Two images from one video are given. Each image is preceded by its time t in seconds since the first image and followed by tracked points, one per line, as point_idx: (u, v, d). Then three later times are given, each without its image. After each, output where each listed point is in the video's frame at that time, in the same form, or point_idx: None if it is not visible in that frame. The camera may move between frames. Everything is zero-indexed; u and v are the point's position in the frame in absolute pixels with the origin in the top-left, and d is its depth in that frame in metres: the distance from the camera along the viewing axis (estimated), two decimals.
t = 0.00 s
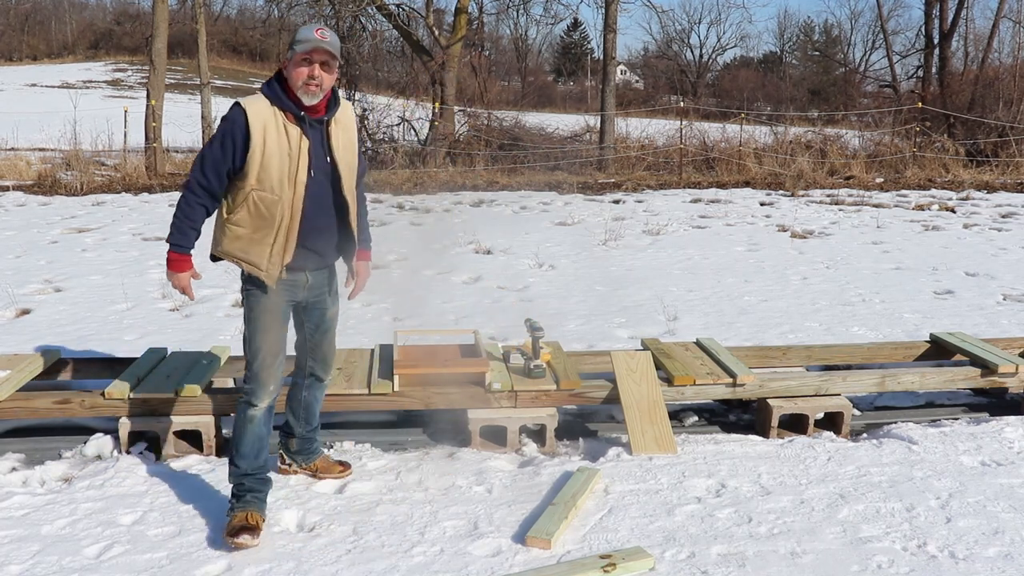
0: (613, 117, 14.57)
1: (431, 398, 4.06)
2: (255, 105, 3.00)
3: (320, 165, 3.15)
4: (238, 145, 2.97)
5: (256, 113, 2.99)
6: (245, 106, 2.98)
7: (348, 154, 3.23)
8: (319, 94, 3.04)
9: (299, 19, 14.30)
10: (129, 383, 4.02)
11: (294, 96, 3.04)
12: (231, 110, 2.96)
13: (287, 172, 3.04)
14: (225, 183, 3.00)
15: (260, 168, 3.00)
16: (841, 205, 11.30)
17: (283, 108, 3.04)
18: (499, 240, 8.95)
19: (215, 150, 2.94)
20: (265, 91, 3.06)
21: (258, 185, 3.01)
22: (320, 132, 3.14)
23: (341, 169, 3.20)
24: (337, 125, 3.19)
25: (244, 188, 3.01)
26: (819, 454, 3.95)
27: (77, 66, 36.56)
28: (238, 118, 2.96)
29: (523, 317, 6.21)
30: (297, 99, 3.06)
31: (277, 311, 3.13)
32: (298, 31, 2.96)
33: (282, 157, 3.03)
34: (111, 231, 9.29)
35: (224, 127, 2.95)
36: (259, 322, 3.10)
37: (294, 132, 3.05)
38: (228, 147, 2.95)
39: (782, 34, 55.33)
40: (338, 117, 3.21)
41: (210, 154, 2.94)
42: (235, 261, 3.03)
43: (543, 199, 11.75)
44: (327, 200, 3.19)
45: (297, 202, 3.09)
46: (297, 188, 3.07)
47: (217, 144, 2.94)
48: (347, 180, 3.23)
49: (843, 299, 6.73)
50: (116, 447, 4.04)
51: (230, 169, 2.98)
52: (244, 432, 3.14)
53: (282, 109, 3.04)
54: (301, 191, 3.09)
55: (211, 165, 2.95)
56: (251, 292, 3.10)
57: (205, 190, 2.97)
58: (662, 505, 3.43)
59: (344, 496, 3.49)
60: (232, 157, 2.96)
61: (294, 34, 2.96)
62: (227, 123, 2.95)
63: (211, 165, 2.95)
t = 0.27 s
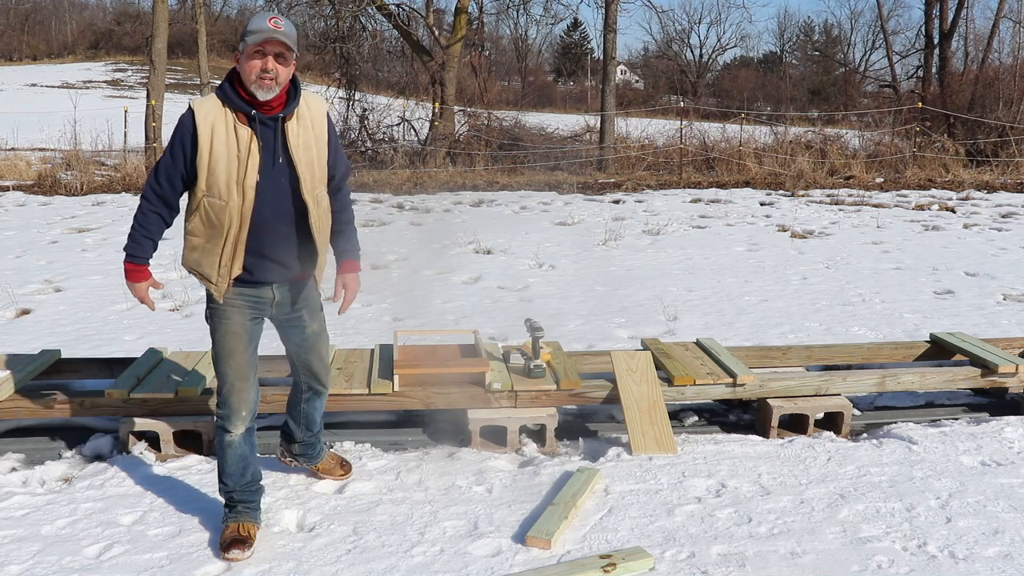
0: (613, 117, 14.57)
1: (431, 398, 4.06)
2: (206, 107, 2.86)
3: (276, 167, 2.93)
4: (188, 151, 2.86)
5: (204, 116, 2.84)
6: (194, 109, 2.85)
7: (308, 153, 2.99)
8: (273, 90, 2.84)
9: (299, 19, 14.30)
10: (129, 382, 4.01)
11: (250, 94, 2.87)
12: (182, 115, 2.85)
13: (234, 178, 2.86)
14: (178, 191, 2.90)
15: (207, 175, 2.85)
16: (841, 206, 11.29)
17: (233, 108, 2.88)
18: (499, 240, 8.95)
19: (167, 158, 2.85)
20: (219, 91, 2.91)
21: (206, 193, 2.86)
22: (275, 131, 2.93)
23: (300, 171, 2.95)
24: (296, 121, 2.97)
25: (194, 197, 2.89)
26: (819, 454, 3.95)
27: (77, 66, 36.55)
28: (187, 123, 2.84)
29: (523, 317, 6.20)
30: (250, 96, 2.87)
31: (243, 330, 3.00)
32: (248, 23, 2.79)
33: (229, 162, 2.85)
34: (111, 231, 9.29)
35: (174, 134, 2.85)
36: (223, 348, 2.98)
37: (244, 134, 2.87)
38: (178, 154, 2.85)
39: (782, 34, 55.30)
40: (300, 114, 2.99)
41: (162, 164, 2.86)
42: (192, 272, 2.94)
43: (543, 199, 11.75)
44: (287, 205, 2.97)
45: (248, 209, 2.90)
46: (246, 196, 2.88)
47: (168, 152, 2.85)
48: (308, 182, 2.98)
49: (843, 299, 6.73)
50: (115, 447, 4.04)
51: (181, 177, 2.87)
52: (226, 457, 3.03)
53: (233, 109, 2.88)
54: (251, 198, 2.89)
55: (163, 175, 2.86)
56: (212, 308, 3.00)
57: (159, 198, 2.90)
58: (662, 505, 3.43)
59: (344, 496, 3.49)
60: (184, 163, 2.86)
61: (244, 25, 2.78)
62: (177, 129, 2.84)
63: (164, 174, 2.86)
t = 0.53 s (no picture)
0: (613, 117, 14.56)
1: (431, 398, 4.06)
2: (174, 105, 2.63)
3: (247, 171, 2.65)
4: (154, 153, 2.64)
5: (171, 115, 2.62)
6: (161, 108, 2.63)
7: (283, 154, 2.67)
8: (245, 86, 2.57)
9: (299, 19, 14.30)
10: (129, 382, 4.01)
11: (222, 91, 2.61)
12: (150, 115, 2.64)
13: (199, 184, 2.61)
14: (147, 196, 2.69)
15: (173, 180, 2.63)
16: (841, 206, 11.29)
17: (201, 106, 2.62)
18: (500, 240, 8.95)
19: (134, 162, 2.64)
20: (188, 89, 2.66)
21: (172, 200, 2.64)
22: (247, 131, 2.65)
23: (272, 175, 2.65)
24: (272, 120, 2.67)
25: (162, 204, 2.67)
26: (819, 454, 3.95)
27: (76, 66, 36.53)
28: (152, 123, 2.62)
29: (523, 317, 6.20)
30: (220, 93, 2.61)
31: (220, 347, 2.80)
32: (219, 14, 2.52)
33: (195, 166, 2.61)
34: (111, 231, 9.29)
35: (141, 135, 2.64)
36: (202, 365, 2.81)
37: (211, 136, 2.62)
38: (144, 157, 2.64)
39: (781, 34, 55.31)
40: (277, 112, 2.69)
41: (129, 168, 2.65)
42: (164, 283, 2.76)
43: (543, 199, 11.75)
44: (259, 213, 2.68)
45: (215, 218, 2.64)
46: (211, 204, 2.62)
47: (135, 155, 2.64)
48: (281, 187, 2.67)
49: (843, 299, 6.73)
50: (116, 447, 4.04)
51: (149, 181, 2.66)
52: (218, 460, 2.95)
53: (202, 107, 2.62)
54: (219, 205, 2.63)
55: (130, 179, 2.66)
56: (184, 323, 2.79)
57: (128, 203, 2.69)
58: (662, 505, 3.43)
59: (344, 496, 3.49)
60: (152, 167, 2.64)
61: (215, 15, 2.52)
62: (143, 130, 2.63)
63: (130, 178, 2.66)
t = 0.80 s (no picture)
0: (613, 117, 14.56)
1: (430, 398, 4.06)
2: (169, 119, 2.49)
3: (243, 192, 2.49)
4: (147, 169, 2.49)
5: (165, 130, 2.48)
6: (154, 122, 2.48)
7: (283, 175, 2.51)
8: (245, 99, 2.42)
9: (299, 19, 14.30)
10: (130, 382, 4.01)
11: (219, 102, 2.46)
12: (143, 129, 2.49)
13: (192, 203, 2.45)
14: (142, 214, 2.52)
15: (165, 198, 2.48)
16: (841, 206, 11.29)
17: (197, 121, 2.47)
18: (500, 240, 8.95)
19: (125, 176, 2.48)
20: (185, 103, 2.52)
21: (165, 220, 2.48)
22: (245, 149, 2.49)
23: (269, 197, 2.48)
24: (272, 138, 2.51)
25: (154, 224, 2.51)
26: (819, 454, 3.95)
27: (76, 66, 36.51)
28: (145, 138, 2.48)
29: (523, 317, 6.20)
30: (218, 107, 2.46)
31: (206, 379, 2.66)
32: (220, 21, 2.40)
33: (188, 184, 2.46)
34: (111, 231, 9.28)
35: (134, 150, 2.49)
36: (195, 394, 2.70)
37: (207, 152, 2.47)
38: (137, 172, 2.48)
39: (782, 35, 55.34)
40: (279, 129, 2.54)
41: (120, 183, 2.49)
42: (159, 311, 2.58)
43: (543, 199, 11.75)
44: (255, 237, 2.51)
45: (208, 242, 2.46)
46: (205, 225, 2.45)
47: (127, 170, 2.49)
48: (279, 211, 2.50)
49: (843, 298, 6.73)
50: (115, 447, 4.04)
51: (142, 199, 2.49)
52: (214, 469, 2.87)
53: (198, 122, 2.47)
54: (212, 228, 2.46)
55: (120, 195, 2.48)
56: (176, 350, 2.66)
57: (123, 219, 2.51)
58: (662, 505, 3.43)
59: (344, 496, 3.49)
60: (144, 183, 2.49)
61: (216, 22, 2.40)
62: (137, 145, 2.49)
63: (120, 194, 2.48)
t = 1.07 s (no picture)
0: (613, 117, 14.55)
1: (431, 398, 4.06)
2: (174, 100, 2.38)
3: (252, 180, 2.34)
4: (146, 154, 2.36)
5: (169, 111, 2.36)
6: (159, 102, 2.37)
7: (295, 163, 2.36)
8: (262, 80, 2.28)
9: (299, 19, 14.30)
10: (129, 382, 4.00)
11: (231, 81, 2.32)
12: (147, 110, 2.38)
13: (192, 189, 2.30)
14: (137, 204, 2.38)
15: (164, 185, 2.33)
16: (841, 206, 11.29)
17: (206, 99, 2.34)
18: (500, 240, 8.95)
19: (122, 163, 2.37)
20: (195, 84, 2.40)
21: (162, 208, 2.33)
22: (256, 132, 2.35)
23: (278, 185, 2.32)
24: (284, 126, 2.36)
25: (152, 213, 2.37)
26: (819, 454, 3.95)
27: (77, 66, 36.49)
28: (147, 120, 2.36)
29: (523, 317, 6.20)
30: (230, 87, 2.33)
31: (194, 402, 2.41)
32: None
33: (190, 169, 2.31)
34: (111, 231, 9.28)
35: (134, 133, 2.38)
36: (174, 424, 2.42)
37: (212, 135, 2.32)
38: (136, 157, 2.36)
39: (782, 34, 55.29)
40: (294, 116, 2.40)
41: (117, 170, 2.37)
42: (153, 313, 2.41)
43: (543, 199, 11.75)
44: (262, 230, 2.34)
45: (210, 232, 2.31)
46: (207, 214, 2.30)
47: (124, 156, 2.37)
48: (290, 203, 2.34)
49: (843, 299, 6.73)
50: (115, 447, 4.03)
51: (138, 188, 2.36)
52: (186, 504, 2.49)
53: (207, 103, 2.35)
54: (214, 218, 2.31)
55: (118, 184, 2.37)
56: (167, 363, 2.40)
57: (115, 214, 2.39)
58: (662, 505, 3.43)
59: (344, 496, 3.49)
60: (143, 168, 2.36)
61: None
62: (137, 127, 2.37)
63: (119, 179, 2.36)
